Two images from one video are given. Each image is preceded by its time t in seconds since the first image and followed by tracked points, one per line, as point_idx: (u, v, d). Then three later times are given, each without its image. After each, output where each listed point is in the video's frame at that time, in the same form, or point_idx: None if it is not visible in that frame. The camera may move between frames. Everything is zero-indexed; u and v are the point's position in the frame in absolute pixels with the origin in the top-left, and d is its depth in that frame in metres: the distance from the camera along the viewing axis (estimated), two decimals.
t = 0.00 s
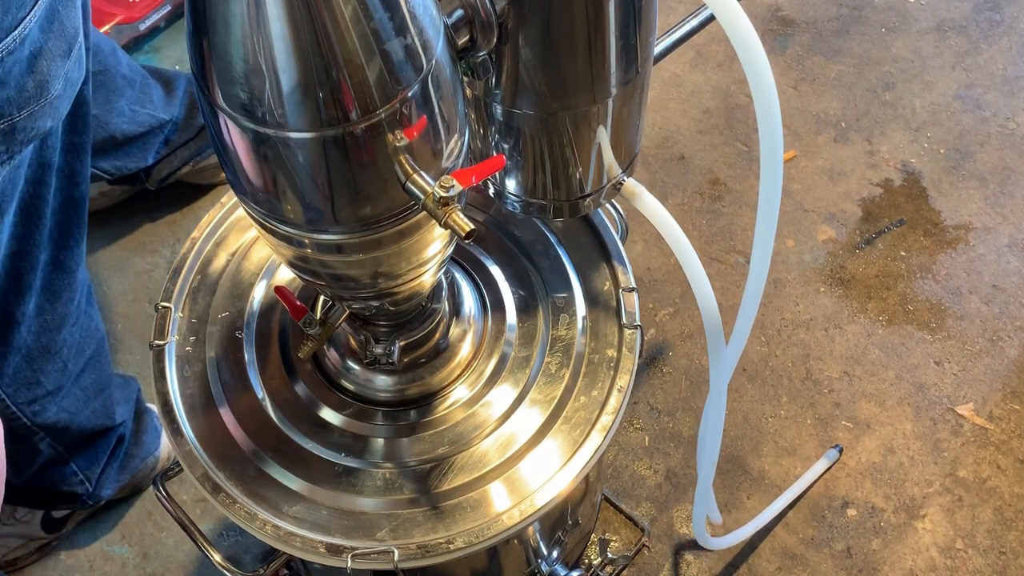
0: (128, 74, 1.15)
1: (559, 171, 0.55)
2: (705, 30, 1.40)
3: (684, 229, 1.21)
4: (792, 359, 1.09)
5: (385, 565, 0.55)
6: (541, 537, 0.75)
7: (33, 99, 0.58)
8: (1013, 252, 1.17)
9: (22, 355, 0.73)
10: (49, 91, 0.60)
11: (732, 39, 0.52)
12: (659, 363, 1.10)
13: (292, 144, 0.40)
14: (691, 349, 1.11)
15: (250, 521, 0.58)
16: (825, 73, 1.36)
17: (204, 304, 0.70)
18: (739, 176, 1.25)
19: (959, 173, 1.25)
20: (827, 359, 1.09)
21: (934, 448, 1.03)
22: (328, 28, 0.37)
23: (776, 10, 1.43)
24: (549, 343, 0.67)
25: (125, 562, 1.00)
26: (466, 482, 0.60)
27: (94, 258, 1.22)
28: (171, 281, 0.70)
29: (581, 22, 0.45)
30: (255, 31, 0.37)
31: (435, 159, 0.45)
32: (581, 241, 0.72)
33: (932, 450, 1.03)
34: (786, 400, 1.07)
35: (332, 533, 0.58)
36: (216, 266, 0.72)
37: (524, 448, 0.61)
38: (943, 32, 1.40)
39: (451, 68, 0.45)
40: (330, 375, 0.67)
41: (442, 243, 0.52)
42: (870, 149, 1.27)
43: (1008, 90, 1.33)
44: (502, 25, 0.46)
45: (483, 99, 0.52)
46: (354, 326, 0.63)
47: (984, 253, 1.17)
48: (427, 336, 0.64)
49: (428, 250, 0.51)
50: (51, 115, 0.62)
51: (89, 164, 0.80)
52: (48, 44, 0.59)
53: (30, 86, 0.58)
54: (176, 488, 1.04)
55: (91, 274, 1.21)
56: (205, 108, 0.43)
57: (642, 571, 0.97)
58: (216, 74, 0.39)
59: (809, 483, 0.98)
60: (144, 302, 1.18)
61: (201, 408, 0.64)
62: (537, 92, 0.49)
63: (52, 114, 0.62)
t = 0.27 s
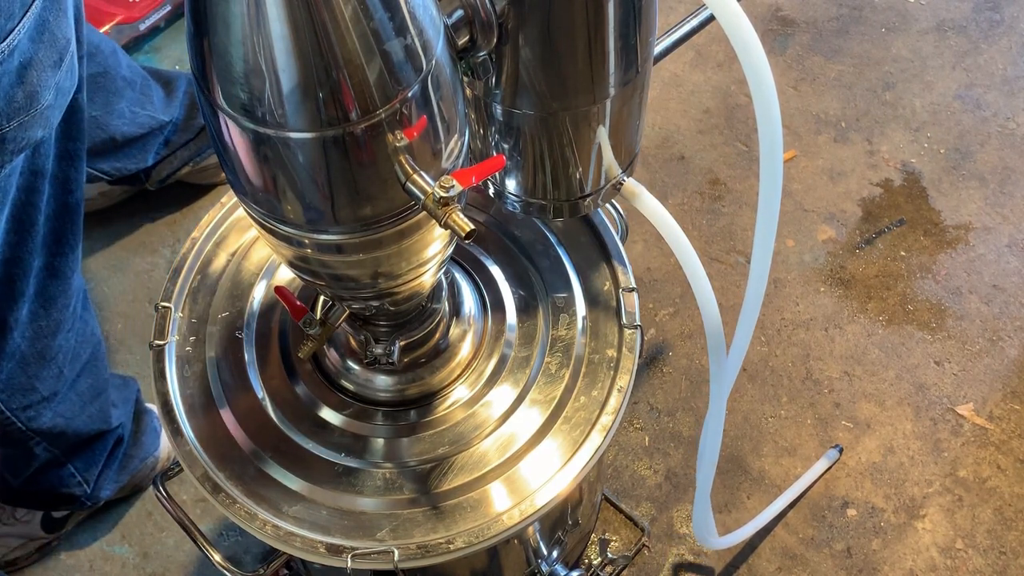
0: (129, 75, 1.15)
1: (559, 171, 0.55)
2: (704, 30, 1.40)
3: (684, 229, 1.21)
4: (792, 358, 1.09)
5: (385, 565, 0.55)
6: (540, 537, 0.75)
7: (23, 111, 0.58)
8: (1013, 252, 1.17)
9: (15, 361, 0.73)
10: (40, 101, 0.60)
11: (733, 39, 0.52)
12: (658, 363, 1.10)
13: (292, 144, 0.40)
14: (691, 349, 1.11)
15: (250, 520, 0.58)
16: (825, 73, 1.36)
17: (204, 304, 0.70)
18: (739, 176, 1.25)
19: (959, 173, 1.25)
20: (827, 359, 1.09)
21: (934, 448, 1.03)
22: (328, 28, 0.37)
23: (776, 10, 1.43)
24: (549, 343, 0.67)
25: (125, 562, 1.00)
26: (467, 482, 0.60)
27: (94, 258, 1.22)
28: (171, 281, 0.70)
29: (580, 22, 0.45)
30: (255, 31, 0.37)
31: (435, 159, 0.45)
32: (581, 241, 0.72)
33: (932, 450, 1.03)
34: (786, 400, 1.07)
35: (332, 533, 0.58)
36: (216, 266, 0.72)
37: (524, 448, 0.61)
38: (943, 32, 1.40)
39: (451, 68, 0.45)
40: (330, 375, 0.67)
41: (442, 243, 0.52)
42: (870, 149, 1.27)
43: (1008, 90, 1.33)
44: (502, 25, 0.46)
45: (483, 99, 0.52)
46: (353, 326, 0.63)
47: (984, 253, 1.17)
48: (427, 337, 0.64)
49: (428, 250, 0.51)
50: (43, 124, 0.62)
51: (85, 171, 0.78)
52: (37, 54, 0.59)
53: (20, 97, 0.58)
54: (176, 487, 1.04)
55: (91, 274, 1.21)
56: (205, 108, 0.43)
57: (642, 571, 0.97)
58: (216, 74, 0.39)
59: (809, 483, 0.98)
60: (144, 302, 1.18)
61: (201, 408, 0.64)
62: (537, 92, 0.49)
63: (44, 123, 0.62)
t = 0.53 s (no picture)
0: (128, 75, 1.14)
1: (559, 171, 0.55)
2: (704, 30, 1.40)
3: (684, 229, 1.21)
4: (792, 358, 1.09)
5: (385, 565, 0.55)
6: (541, 537, 0.75)
7: (13, 110, 0.58)
8: (1013, 252, 1.17)
9: (10, 360, 0.72)
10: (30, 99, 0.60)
11: (732, 39, 0.52)
12: (658, 363, 1.10)
13: (292, 144, 0.40)
14: (691, 349, 1.11)
15: (250, 520, 0.58)
16: (825, 73, 1.36)
17: (204, 304, 0.70)
18: (739, 176, 1.25)
19: (959, 173, 1.25)
20: (827, 359, 1.09)
21: (934, 448, 1.03)
22: (328, 28, 0.37)
23: (776, 10, 1.43)
24: (549, 343, 0.67)
25: (125, 562, 1.00)
26: (466, 482, 0.60)
27: (93, 258, 1.22)
28: (171, 281, 0.70)
29: (580, 23, 0.45)
30: (255, 31, 0.37)
31: (435, 159, 0.45)
32: (581, 241, 0.72)
33: (932, 450, 1.03)
34: (786, 400, 1.07)
35: (332, 533, 0.58)
36: (216, 266, 0.72)
37: (524, 448, 0.61)
38: (943, 32, 1.40)
39: (451, 68, 0.45)
40: (330, 375, 0.67)
41: (442, 243, 0.52)
42: (870, 149, 1.27)
43: (1008, 90, 1.33)
44: (502, 25, 0.46)
45: (483, 99, 0.52)
46: (353, 326, 0.63)
47: (984, 253, 1.17)
48: (427, 337, 0.64)
49: (428, 250, 0.51)
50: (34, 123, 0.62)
51: (77, 173, 0.79)
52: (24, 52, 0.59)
53: (10, 97, 0.58)
54: (176, 487, 1.04)
55: (92, 274, 1.21)
56: (205, 108, 0.43)
57: (642, 571, 0.97)
58: (216, 74, 0.39)
59: (809, 483, 0.98)
60: (144, 302, 1.18)
61: (201, 408, 0.64)
62: (538, 92, 0.49)
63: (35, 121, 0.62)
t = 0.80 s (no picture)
0: (125, 74, 1.14)
1: (559, 171, 0.55)
2: (704, 30, 1.40)
3: (684, 229, 1.21)
4: (792, 358, 1.09)
5: (385, 565, 0.55)
6: (540, 537, 0.75)
7: (8, 104, 0.58)
8: (1013, 252, 1.17)
9: (7, 357, 0.72)
10: (24, 92, 0.60)
11: (732, 39, 0.52)
12: (658, 363, 1.10)
13: (292, 144, 0.40)
14: (691, 349, 1.11)
15: (250, 520, 0.58)
16: (825, 73, 1.36)
17: (204, 304, 0.70)
18: (739, 176, 1.25)
19: (959, 173, 1.25)
20: (827, 359, 1.09)
21: (934, 448, 1.03)
22: (327, 28, 0.37)
23: (776, 10, 1.43)
24: (549, 343, 0.67)
25: (125, 562, 1.00)
26: (466, 482, 0.60)
27: (93, 258, 1.22)
28: (171, 281, 0.70)
29: (580, 22, 0.45)
30: (255, 30, 0.37)
31: (435, 159, 0.45)
32: (581, 241, 0.72)
33: (932, 450, 1.03)
34: (786, 400, 1.07)
35: (332, 532, 0.58)
36: (216, 266, 0.72)
37: (524, 448, 0.61)
38: (943, 32, 1.40)
39: (451, 68, 0.45)
40: (330, 375, 0.67)
41: (442, 243, 0.52)
42: (870, 149, 1.27)
43: (1008, 90, 1.33)
44: (502, 25, 0.46)
45: (483, 98, 0.52)
46: (353, 326, 0.63)
47: (984, 253, 1.17)
48: (427, 337, 0.64)
49: (428, 250, 0.51)
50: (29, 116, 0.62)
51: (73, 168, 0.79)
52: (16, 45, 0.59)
53: (3, 90, 0.58)
54: (176, 487, 1.04)
55: (92, 274, 1.21)
56: (205, 108, 0.43)
57: (642, 571, 0.97)
58: (216, 74, 0.39)
59: (808, 483, 0.98)
60: (144, 302, 1.18)
61: (201, 408, 0.64)
62: (538, 92, 0.49)
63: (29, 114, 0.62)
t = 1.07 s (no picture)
0: (124, 74, 1.14)
1: (559, 171, 0.55)
2: (704, 30, 1.40)
3: (684, 229, 1.21)
4: (792, 358, 1.09)
5: (385, 565, 0.55)
6: (540, 537, 0.75)
7: (7, 100, 0.59)
8: (1013, 252, 1.17)
9: (6, 356, 0.72)
10: (23, 87, 0.60)
11: (732, 39, 0.52)
12: (658, 363, 1.10)
13: (292, 144, 0.40)
14: (691, 349, 1.11)
15: (250, 520, 0.58)
16: (825, 73, 1.36)
17: (204, 304, 0.70)
18: (739, 175, 1.25)
19: (959, 173, 1.25)
20: (827, 359, 1.09)
21: (934, 448, 1.03)
22: (327, 28, 0.37)
23: (776, 10, 1.43)
24: (549, 343, 0.67)
25: (125, 562, 1.00)
26: (466, 482, 0.60)
27: (93, 258, 1.22)
28: (171, 281, 0.70)
29: (580, 23, 0.45)
30: (255, 31, 0.37)
31: (435, 159, 0.45)
32: (581, 241, 0.72)
33: (932, 450, 1.03)
34: (786, 400, 1.07)
35: (332, 533, 0.58)
36: (216, 266, 0.72)
37: (524, 448, 0.61)
38: (943, 32, 1.40)
39: (451, 68, 0.45)
40: (330, 375, 0.67)
41: (442, 243, 0.52)
42: (870, 149, 1.27)
43: (1008, 90, 1.33)
44: (502, 25, 0.46)
45: (483, 99, 0.52)
46: (353, 326, 0.63)
47: (984, 253, 1.17)
48: (427, 337, 0.64)
49: (428, 250, 0.51)
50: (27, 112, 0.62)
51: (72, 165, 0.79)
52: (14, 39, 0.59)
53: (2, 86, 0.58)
54: (176, 487, 1.04)
55: (92, 274, 1.21)
56: (205, 108, 0.43)
57: (642, 571, 0.97)
58: (216, 74, 0.39)
59: (809, 483, 0.98)
60: (144, 302, 1.18)
61: (201, 408, 0.64)
62: (538, 92, 0.49)
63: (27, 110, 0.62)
